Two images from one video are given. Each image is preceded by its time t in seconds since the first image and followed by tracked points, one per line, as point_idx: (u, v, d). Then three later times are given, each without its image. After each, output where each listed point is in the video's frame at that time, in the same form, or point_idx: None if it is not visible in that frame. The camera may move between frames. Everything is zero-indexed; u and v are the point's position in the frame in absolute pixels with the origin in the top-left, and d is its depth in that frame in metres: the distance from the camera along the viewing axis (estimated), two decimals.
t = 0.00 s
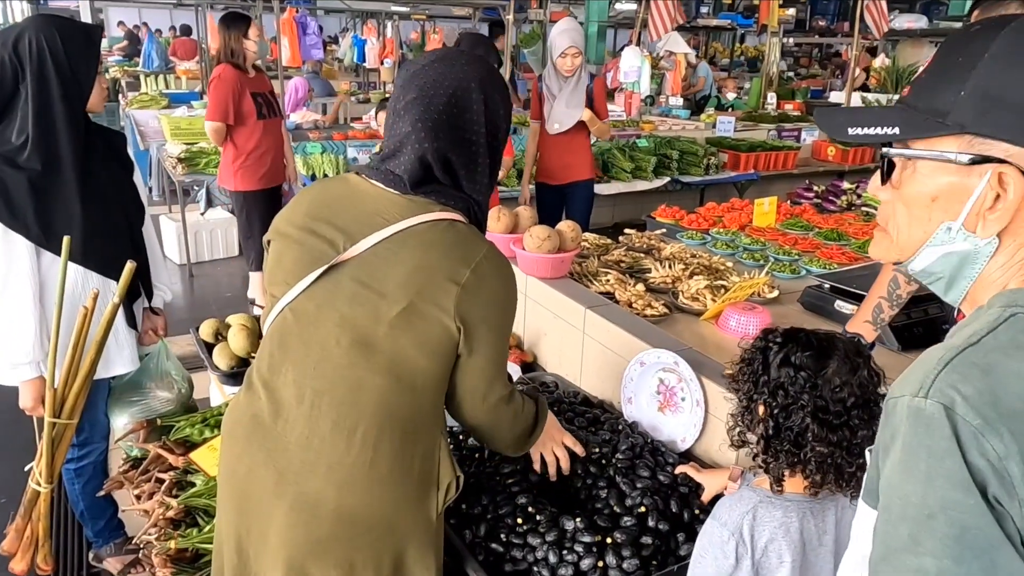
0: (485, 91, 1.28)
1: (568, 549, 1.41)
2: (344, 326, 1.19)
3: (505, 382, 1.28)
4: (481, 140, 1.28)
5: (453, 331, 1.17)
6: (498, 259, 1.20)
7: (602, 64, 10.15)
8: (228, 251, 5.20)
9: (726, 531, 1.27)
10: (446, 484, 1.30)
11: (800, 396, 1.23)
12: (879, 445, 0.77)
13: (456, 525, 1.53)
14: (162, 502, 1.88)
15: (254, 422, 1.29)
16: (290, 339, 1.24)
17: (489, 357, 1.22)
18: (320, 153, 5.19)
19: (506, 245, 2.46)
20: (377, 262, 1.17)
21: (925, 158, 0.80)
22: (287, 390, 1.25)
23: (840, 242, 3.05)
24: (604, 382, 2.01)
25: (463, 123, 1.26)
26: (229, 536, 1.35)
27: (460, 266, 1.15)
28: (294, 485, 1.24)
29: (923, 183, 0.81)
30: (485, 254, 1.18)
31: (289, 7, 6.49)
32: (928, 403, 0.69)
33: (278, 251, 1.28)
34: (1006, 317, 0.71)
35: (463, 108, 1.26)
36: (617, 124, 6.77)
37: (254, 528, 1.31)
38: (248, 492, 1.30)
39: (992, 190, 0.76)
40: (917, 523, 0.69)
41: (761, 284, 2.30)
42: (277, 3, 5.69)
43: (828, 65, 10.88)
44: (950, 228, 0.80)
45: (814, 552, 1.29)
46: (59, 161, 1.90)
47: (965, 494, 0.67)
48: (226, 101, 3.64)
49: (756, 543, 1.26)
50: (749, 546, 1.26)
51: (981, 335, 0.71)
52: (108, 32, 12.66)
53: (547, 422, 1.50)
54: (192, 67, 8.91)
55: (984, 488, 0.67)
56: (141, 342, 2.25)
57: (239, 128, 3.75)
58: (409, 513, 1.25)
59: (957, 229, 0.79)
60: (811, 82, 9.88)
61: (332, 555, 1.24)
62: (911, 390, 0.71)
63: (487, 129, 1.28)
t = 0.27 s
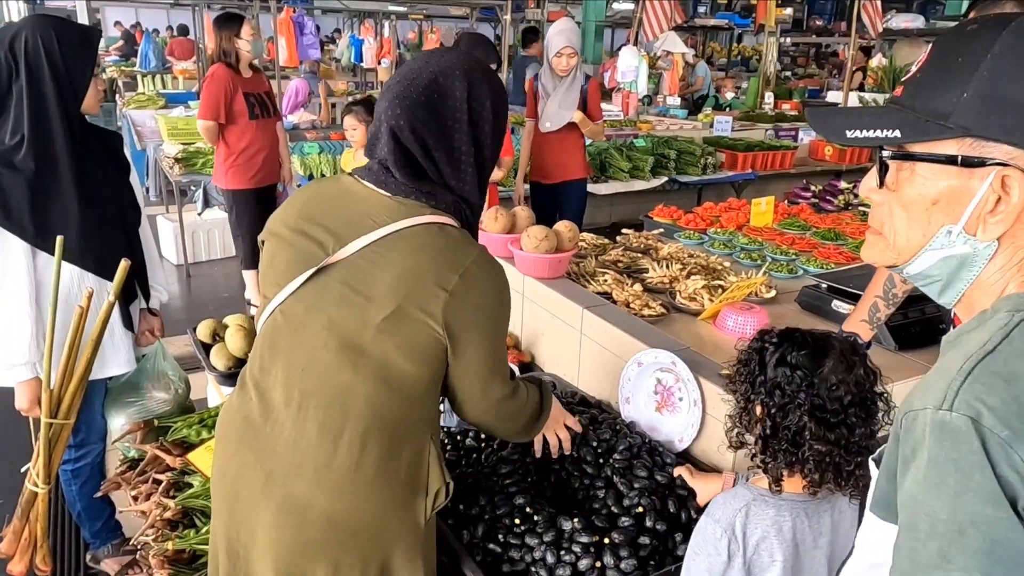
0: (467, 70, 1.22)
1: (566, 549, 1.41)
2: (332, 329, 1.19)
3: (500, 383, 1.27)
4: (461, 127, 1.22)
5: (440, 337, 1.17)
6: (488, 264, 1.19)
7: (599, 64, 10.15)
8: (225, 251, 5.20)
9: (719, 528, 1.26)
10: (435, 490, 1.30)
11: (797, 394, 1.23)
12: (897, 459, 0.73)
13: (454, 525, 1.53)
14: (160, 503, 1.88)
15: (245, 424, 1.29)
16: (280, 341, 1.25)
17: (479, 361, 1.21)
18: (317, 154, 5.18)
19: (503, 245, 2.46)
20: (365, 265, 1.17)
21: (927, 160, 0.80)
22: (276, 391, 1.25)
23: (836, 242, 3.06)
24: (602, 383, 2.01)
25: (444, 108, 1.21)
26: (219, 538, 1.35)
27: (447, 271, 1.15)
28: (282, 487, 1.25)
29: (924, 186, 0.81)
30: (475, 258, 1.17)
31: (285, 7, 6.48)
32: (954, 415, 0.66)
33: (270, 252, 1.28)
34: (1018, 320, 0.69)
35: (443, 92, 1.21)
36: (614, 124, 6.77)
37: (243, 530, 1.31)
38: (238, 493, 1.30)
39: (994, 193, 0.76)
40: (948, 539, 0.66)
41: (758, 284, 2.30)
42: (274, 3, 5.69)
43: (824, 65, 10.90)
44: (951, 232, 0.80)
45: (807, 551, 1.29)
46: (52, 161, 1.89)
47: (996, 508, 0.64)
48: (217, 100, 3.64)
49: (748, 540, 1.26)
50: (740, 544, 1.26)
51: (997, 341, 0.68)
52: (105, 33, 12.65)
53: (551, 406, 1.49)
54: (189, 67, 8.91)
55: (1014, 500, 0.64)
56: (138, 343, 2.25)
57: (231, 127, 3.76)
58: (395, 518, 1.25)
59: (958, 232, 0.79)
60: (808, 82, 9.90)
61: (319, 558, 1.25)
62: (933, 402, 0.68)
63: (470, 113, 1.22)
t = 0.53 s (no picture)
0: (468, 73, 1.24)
1: (565, 550, 1.42)
2: (323, 334, 1.20)
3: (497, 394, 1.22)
4: (455, 120, 1.22)
5: (428, 340, 1.16)
6: (478, 266, 1.18)
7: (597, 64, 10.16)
8: (223, 252, 5.20)
9: (700, 527, 1.29)
10: (430, 495, 1.30)
11: (786, 399, 1.24)
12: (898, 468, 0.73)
13: (453, 527, 1.54)
14: (159, 505, 1.89)
15: (240, 428, 1.30)
16: (273, 346, 1.25)
17: (470, 367, 1.19)
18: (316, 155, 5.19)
19: (501, 246, 2.46)
20: (355, 269, 1.17)
21: (923, 165, 0.81)
22: (270, 396, 1.26)
23: (834, 242, 3.07)
24: (600, 384, 2.02)
25: (442, 104, 1.22)
26: (217, 543, 1.35)
27: (435, 274, 1.14)
28: (277, 491, 1.26)
29: (921, 192, 0.82)
30: (464, 261, 1.16)
31: (283, 7, 6.54)
32: (956, 424, 0.66)
33: (264, 256, 1.28)
34: (1014, 326, 0.69)
35: (442, 89, 1.23)
36: (612, 124, 6.78)
37: (240, 535, 1.32)
38: (234, 498, 1.31)
39: (992, 199, 0.77)
40: (952, 548, 0.66)
41: (756, 285, 2.31)
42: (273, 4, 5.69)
43: (822, 65, 10.92)
44: (948, 237, 0.81)
45: (790, 560, 1.28)
46: (51, 163, 1.90)
47: (999, 516, 0.64)
48: (212, 100, 3.65)
49: (727, 543, 1.27)
50: (720, 546, 1.27)
51: (995, 349, 0.68)
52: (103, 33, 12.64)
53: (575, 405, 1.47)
54: (187, 68, 8.91)
55: (1017, 507, 0.64)
56: (137, 345, 2.24)
57: (227, 129, 3.77)
58: (390, 522, 1.26)
59: (955, 238, 0.80)
60: (806, 82, 9.92)
61: (315, 562, 1.26)
62: (935, 411, 0.68)
63: (464, 109, 1.22)
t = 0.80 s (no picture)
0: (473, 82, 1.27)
1: (564, 550, 1.43)
2: (323, 334, 1.21)
3: (497, 399, 1.22)
4: (459, 124, 1.25)
5: (426, 341, 1.17)
6: (477, 269, 1.18)
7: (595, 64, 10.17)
8: (222, 253, 5.21)
9: (679, 542, 1.28)
10: (429, 496, 1.31)
11: (760, 417, 1.25)
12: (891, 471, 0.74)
13: (453, 527, 1.55)
14: (160, 506, 1.89)
15: (240, 429, 1.30)
16: (273, 346, 1.26)
17: (468, 369, 1.19)
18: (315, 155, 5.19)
19: (500, 247, 2.47)
20: (354, 271, 1.18)
21: (918, 169, 0.81)
22: (269, 396, 1.26)
23: (832, 243, 3.08)
24: (599, 385, 2.03)
25: (447, 108, 1.25)
26: (217, 543, 1.36)
27: (434, 276, 1.15)
28: (277, 491, 1.26)
29: (915, 197, 0.83)
30: (461, 263, 1.17)
31: (282, 7, 6.57)
32: (947, 428, 0.67)
33: (265, 257, 1.29)
34: (1007, 332, 0.70)
35: (448, 94, 1.26)
36: (610, 125, 6.80)
37: (240, 535, 1.33)
38: (235, 499, 1.32)
39: (986, 205, 0.78)
40: (941, 550, 0.67)
41: (754, 286, 2.32)
42: (272, 5, 5.70)
43: (821, 66, 10.94)
44: (943, 241, 0.82)
45: None
46: (48, 164, 1.91)
47: (989, 519, 0.65)
48: (208, 101, 3.64)
49: (706, 560, 1.27)
50: (699, 564, 1.27)
51: (988, 354, 0.69)
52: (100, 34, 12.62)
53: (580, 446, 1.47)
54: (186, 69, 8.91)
55: (1006, 511, 0.65)
56: (138, 347, 2.26)
57: (223, 130, 3.76)
58: (390, 522, 1.27)
59: (950, 242, 0.81)
60: (804, 82, 9.94)
61: (314, 562, 1.26)
62: (927, 415, 0.69)
63: (468, 114, 1.25)
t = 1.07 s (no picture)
0: (479, 93, 1.29)
1: (562, 550, 1.44)
2: (324, 337, 1.21)
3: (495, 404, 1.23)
4: (464, 132, 1.27)
5: (425, 348, 1.18)
6: (477, 276, 1.19)
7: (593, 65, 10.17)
8: (221, 254, 5.21)
9: (667, 547, 1.31)
10: (426, 500, 1.32)
11: (741, 438, 1.26)
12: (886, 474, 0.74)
13: (451, 527, 1.55)
14: (159, 506, 1.90)
15: (239, 429, 1.31)
16: (273, 348, 1.26)
17: (468, 374, 1.20)
18: (313, 157, 5.19)
19: (498, 248, 2.48)
20: (355, 275, 1.18)
21: (912, 173, 0.82)
22: (268, 398, 1.27)
23: (829, 244, 3.09)
24: (597, 385, 2.04)
25: (452, 116, 1.27)
26: (213, 543, 1.36)
27: (434, 282, 1.15)
28: (275, 493, 1.27)
29: (911, 199, 0.83)
30: (463, 271, 1.17)
31: (280, 9, 6.47)
32: (942, 432, 0.67)
33: (266, 258, 1.29)
34: (1002, 336, 0.70)
35: (454, 102, 1.28)
36: (608, 126, 6.81)
37: (236, 536, 1.33)
38: (233, 499, 1.32)
39: (980, 208, 0.79)
40: (937, 553, 0.67)
41: (751, 287, 2.33)
42: (270, 6, 5.70)
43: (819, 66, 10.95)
44: (938, 245, 0.83)
45: None
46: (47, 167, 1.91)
47: (984, 523, 0.65)
48: (203, 103, 3.64)
49: (695, 563, 1.29)
50: (687, 567, 1.29)
51: (984, 357, 0.70)
52: (99, 36, 12.63)
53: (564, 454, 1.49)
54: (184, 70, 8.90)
55: (1001, 515, 0.66)
56: (137, 348, 2.25)
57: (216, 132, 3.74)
58: (387, 525, 1.27)
59: (945, 246, 0.82)
60: (802, 83, 9.96)
61: (311, 564, 1.27)
62: (922, 418, 0.70)
63: (474, 123, 1.27)
